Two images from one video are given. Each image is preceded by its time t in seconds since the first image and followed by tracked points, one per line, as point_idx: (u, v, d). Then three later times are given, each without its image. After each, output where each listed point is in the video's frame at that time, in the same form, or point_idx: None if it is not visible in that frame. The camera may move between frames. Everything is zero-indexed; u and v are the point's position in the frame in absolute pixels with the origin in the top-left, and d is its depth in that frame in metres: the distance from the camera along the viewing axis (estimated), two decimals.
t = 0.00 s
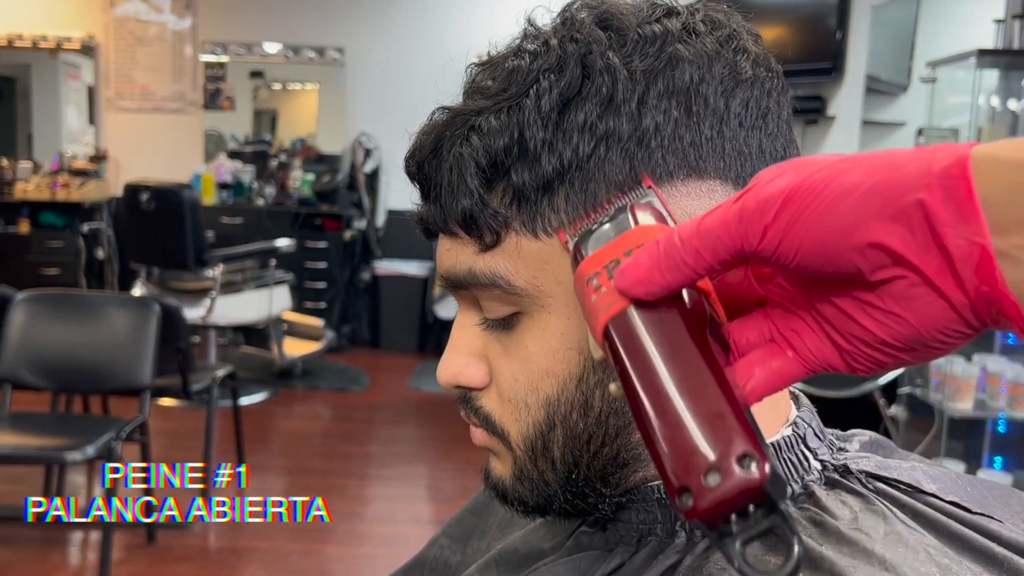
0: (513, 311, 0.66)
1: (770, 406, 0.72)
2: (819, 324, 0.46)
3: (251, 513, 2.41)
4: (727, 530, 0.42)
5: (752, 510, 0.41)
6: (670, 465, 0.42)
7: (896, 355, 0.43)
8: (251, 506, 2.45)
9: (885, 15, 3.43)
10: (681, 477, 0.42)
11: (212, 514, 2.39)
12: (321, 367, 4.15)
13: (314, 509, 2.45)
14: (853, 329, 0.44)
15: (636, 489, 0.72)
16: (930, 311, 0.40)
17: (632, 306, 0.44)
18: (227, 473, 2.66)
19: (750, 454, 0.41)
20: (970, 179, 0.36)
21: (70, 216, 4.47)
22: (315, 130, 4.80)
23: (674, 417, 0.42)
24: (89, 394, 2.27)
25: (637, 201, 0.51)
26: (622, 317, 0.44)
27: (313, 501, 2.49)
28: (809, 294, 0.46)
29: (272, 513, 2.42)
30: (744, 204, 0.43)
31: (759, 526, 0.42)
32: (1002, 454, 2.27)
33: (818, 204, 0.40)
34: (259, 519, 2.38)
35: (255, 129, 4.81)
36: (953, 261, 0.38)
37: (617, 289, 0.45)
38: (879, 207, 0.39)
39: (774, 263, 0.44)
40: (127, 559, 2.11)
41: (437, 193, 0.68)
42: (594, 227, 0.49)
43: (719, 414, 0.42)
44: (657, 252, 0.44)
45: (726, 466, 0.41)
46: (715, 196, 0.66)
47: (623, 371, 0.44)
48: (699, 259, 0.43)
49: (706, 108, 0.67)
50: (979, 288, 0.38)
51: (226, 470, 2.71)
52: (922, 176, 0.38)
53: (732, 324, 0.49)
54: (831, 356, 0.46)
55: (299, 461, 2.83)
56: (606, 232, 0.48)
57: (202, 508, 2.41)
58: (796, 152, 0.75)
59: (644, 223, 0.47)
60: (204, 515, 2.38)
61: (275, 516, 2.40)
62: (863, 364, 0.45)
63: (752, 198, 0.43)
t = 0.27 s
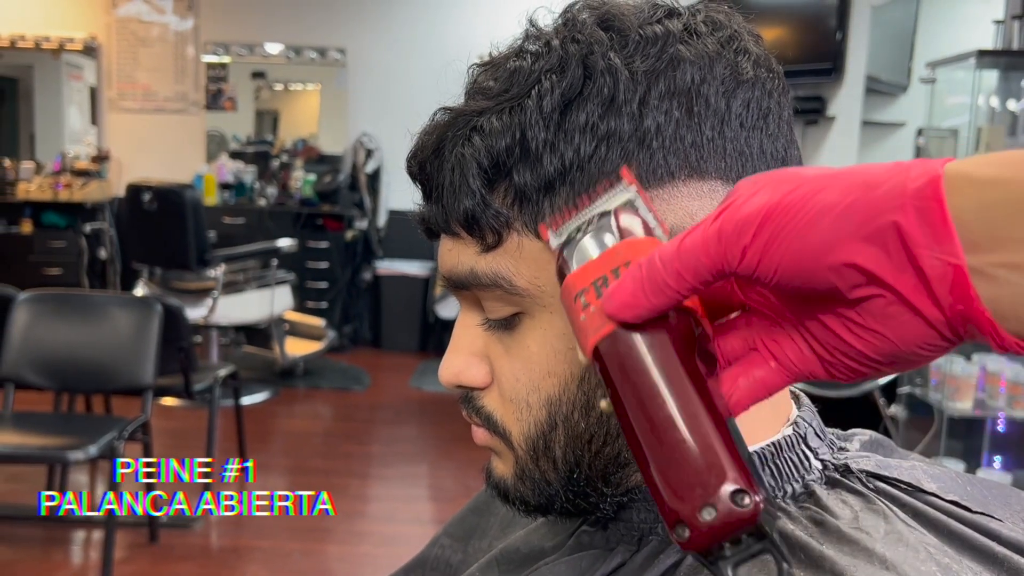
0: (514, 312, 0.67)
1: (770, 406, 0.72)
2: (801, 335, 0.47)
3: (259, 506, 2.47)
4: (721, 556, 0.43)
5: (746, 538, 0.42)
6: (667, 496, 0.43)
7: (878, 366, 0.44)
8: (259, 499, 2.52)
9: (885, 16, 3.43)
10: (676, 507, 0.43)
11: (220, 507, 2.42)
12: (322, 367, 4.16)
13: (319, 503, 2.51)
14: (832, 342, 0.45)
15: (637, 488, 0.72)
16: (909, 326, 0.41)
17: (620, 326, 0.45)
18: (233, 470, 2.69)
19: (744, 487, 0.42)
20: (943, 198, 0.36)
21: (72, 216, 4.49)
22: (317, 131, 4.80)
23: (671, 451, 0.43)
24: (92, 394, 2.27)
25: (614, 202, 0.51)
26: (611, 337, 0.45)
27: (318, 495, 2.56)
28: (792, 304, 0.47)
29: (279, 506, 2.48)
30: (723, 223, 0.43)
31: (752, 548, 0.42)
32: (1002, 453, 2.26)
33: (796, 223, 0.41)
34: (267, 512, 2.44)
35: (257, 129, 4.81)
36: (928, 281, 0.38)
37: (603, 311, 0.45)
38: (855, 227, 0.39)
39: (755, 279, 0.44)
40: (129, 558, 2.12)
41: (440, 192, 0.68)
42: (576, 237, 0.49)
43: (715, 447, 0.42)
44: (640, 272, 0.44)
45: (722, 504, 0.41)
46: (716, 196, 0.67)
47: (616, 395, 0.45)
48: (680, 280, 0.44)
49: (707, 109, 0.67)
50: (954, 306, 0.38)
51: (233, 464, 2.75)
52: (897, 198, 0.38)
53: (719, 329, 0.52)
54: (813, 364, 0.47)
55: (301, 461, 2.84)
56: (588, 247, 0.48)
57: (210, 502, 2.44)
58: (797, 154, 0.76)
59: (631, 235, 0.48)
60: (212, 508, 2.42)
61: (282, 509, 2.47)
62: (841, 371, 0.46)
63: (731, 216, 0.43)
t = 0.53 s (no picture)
0: (514, 312, 0.67)
1: (769, 405, 0.72)
2: (792, 346, 0.47)
3: (256, 509, 2.45)
4: (713, 556, 0.43)
5: (737, 537, 0.43)
6: (656, 497, 0.44)
7: (866, 376, 0.44)
8: (256, 502, 2.50)
9: (884, 17, 3.44)
10: (666, 507, 0.43)
11: (217, 510, 2.40)
12: (324, 366, 4.16)
13: (317, 505, 2.49)
14: (820, 350, 0.45)
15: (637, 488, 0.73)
16: (894, 335, 0.40)
17: (609, 335, 0.45)
18: (230, 471, 2.68)
19: (735, 485, 0.42)
20: (925, 208, 0.36)
21: (75, 216, 4.50)
22: (319, 131, 4.81)
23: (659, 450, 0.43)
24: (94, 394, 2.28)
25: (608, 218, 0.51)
26: (600, 344, 0.45)
27: (316, 498, 2.54)
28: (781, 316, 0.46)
29: (277, 509, 2.47)
30: (707, 233, 0.43)
31: (744, 549, 0.43)
32: (1001, 453, 2.26)
33: (778, 233, 0.40)
34: (264, 514, 2.43)
35: (259, 129, 4.82)
36: (912, 291, 0.38)
37: (592, 318, 0.46)
38: (838, 237, 0.39)
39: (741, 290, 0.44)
40: (131, 557, 2.12)
41: (439, 193, 0.69)
42: (566, 250, 0.49)
43: (703, 446, 0.43)
44: (626, 281, 0.45)
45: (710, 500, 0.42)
46: (715, 196, 0.67)
47: (605, 399, 0.46)
48: (666, 289, 0.44)
49: (706, 110, 0.67)
50: (938, 314, 0.38)
51: (230, 466, 2.74)
52: (879, 207, 0.38)
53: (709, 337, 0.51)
54: (801, 373, 0.47)
55: (302, 460, 2.84)
56: (577, 258, 0.48)
57: (206, 505, 2.42)
58: (795, 154, 0.76)
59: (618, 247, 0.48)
60: (209, 511, 2.40)
61: (279, 512, 2.46)
62: (829, 379, 0.46)
63: (715, 225, 0.42)
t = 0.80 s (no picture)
0: (514, 312, 0.67)
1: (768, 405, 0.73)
2: (798, 344, 0.47)
3: (253, 513, 2.42)
4: (729, 557, 0.42)
5: (753, 537, 0.42)
6: (671, 499, 0.43)
7: (870, 373, 0.45)
8: (253, 505, 2.46)
9: (884, 17, 3.44)
10: (681, 510, 0.42)
11: (213, 513, 2.40)
12: (326, 366, 4.16)
13: (314, 508, 2.46)
14: (829, 348, 0.45)
15: (638, 488, 0.73)
16: (901, 331, 0.41)
17: (618, 336, 0.46)
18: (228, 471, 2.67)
19: (751, 485, 0.41)
20: (933, 203, 0.36)
21: (77, 216, 4.51)
22: (320, 132, 4.82)
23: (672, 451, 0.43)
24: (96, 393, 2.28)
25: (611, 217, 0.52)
26: (610, 346, 0.46)
27: (314, 501, 2.50)
28: (788, 313, 0.47)
29: (273, 513, 2.42)
30: (714, 229, 0.44)
31: (760, 550, 0.42)
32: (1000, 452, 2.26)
33: (787, 228, 0.41)
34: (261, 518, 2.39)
35: (261, 129, 4.82)
36: (919, 284, 0.38)
37: (599, 321, 0.46)
38: (846, 230, 0.39)
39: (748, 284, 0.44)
40: (134, 556, 2.13)
41: (439, 195, 0.69)
42: (570, 250, 0.50)
43: (716, 446, 0.42)
44: (633, 281, 0.45)
45: (726, 498, 0.41)
46: (714, 198, 0.67)
47: (617, 402, 0.46)
48: (672, 285, 0.44)
49: (705, 110, 0.67)
50: (946, 308, 0.38)
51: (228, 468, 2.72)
52: (885, 201, 0.38)
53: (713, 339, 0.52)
54: (809, 372, 0.47)
55: (304, 459, 2.85)
56: (584, 259, 0.49)
57: (202, 508, 2.41)
58: (794, 155, 0.76)
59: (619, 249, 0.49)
60: (204, 514, 2.39)
61: (276, 515, 2.41)
62: (837, 378, 0.46)
63: (722, 222, 0.43)
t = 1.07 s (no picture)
0: (516, 312, 0.67)
1: (769, 404, 0.73)
2: (792, 338, 0.47)
3: (256, 509, 2.44)
4: (715, 539, 0.42)
5: (740, 516, 0.42)
6: (657, 478, 0.43)
7: (862, 365, 0.44)
8: (256, 503, 2.48)
9: (884, 18, 3.44)
10: (667, 487, 0.43)
11: (217, 510, 2.39)
12: (327, 366, 4.17)
13: (318, 505, 2.49)
14: (824, 342, 0.45)
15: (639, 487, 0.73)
16: (891, 323, 0.40)
17: (611, 322, 0.46)
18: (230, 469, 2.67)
19: (738, 462, 0.41)
20: (928, 194, 0.36)
21: (79, 216, 4.52)
22: (321, 132, 4.83)
23: (659, 430, 0.43)
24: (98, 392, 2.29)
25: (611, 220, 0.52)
26: (602, 333, 0.46)
27: (316, 497, 2.53)
28: (781, 305, 0.46)
29: (277, 509, 2.46)
30: (710, 219, 0.44)
31: (747, 532, 0.42)
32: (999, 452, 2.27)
33: (782, 218, 0.41)
34: (264, 514, 2.42)
35: (262, 130, 4.83)
36: (913, 275, 0.38)
37: (594, 308, 0.47)
38: (842, 220, 0.39)
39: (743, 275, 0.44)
40: (136, 555, 2.13)
41: (440, 195, 0.69)
42: (569, 247, 0.51)
43: (704, 424, 0.43)
44: (629, 269, 0.46)
45: (711, 473, 0.41)
46: (714, 199, 0.67)
47: (607, 385, 0.46)
48: (666, 274, 0.45)
49: (707, 111, 0.68)
50: (939, 299, 0.38)
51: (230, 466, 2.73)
52: (881, 191, 0.38)
53: (709, 333, 0.51)
54: (804, 367, 0.47)
55: (306, 458, 2.85)
56: (581, 251, 0.49)
57: (206, 505, 2.42)
58: (795, 154, 0.77)
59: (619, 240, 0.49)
60: (209, 511, 2.39)
61: (279, 512, 2.45)
62: (831, 372, 0.46)
63: (717, 212, 0.43)
